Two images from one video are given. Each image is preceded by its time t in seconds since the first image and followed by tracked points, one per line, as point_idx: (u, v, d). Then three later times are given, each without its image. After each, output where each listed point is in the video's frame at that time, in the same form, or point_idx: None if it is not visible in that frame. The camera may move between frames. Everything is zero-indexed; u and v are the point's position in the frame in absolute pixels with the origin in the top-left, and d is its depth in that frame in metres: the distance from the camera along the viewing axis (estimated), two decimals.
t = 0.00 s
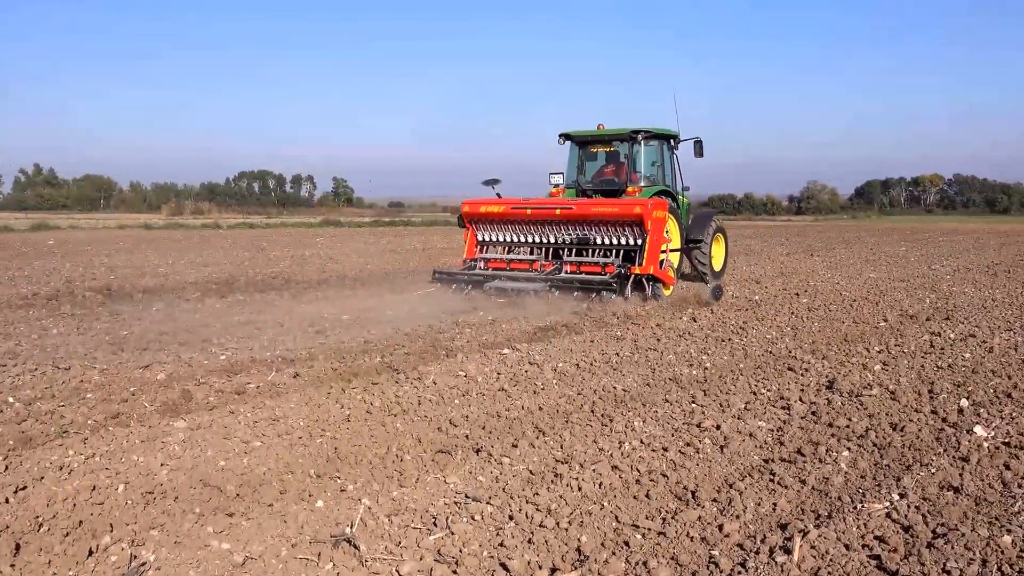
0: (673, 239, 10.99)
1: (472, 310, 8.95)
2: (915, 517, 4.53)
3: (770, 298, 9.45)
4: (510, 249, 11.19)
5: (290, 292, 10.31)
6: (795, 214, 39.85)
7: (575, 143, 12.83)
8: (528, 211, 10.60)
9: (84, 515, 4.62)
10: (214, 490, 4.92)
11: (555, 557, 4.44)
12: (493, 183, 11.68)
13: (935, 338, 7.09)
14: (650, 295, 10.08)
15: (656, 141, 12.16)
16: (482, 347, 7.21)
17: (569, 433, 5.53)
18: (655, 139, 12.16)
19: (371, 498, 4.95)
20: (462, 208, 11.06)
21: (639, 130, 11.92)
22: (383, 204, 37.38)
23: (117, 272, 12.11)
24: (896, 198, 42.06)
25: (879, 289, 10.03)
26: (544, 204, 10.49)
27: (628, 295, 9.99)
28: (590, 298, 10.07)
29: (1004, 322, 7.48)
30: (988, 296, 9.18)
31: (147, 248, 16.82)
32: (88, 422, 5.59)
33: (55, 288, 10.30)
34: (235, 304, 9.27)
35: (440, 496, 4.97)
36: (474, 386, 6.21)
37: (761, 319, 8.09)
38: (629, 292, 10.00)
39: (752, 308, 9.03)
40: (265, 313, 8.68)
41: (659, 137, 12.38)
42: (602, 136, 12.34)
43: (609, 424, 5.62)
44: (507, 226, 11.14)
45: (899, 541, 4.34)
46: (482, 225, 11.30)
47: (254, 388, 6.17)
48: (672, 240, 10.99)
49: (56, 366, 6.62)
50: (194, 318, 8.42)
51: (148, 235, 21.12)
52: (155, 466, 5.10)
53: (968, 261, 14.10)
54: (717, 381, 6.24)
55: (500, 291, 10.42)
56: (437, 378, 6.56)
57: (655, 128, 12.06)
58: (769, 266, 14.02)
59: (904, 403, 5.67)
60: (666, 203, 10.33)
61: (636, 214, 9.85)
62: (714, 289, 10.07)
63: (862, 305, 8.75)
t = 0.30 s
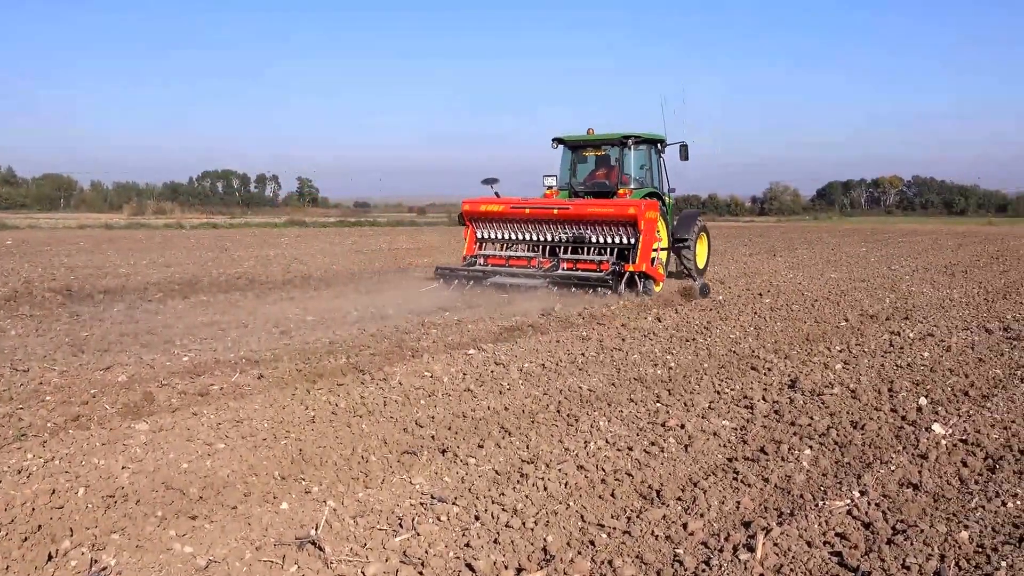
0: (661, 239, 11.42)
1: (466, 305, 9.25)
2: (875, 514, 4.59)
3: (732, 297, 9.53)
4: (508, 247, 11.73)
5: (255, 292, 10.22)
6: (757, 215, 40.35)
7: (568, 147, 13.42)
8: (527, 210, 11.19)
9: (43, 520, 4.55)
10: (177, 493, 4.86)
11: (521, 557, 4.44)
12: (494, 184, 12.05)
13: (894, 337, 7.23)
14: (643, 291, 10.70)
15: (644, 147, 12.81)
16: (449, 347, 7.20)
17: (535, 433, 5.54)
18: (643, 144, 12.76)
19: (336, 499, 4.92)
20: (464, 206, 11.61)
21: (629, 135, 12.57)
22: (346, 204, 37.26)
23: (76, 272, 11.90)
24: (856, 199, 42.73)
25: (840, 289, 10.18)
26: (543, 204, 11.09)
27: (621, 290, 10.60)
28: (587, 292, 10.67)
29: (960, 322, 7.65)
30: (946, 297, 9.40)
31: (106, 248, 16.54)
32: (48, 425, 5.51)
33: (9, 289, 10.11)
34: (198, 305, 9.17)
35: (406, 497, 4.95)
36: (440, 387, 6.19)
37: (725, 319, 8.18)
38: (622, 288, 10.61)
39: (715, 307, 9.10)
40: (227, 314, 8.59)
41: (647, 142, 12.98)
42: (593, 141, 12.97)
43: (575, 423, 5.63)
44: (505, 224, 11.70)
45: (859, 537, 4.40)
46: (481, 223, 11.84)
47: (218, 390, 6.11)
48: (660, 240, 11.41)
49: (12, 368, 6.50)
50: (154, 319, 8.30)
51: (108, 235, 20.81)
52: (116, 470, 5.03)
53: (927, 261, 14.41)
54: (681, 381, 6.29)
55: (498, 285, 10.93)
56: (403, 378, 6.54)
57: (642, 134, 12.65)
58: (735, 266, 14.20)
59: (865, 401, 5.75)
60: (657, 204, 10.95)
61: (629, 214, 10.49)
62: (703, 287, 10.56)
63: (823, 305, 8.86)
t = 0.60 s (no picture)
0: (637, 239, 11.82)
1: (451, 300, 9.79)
2: (829, 511, 4.65)
3: (690, 298, 9.61)
4: (492, 246, 12.18)
5: (213, 293, 10.12)
6: (714, 216, 40.94)
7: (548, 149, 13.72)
8: (511, 210, 11.67)
9: None
10: (131, 496, 4.80)
11: (479, 557, 4.44)
12: (475, 184, 12.78)
13: (848, 336, 7.35)
14: (623, 287, 11.22)
15: (621, 148, 13.19)
16: (407, 348, 7.19)
17: (493, 433, 5.53)
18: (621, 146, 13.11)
19: (293, 501, 4.89)
20: (450, 207, 12.05)
21: (606, 138, 12.92)
22: (302, 204, 37.05)
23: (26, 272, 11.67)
24: (810, 201, 43.88)
25: (794, 289, 10.29)
26: (527, 205, 11.57)
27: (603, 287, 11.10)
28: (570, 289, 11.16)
29: (911, 322, 7.82)
30: (898, 296, 9.60)
31: (57, 249, 16.22)
32: None
33: None
34: (152, 306, 9.06)
35: (364, 499, 4.93)
36: (398, 387, 6.17)
37: (682, 318, 8.27)
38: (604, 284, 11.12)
39: (673, 307, 9.17)
40: (183, 315, 8.50)
41: (624, 145, 13.32)
42: (571, 144, 13.31)
43: (533, 424, 5.64)
44: (490, 224, 12.15)
45: (814, 534, 4.45)
46: (466, 223, 12.28)
47: (172, 392, 6.05)
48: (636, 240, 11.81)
49: None
50: (106, 321, 8.19)
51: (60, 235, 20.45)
52: (69, 473, 4.96)
53: (883, 261, 14.72)
54: (639, 381, 6.32)
55: (484, 282, 11.37)
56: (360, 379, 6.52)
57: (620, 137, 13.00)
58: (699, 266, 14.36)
59: (819, 400, 5.82)
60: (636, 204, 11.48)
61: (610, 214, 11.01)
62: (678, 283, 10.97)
63: (778, 305, 8.98)
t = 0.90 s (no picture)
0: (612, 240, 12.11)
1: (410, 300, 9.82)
2: (782, 512, 4.66)
3: (645, 300, 9.64)
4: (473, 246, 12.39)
5: (163, 296, 9.97)
6: (668, 218, 41.29)
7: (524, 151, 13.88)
8: (492, 211, 11.88)
9: None
10: (77, 503, 4.69)
11: (433, 561, 4.38)
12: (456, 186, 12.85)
13: (800, 337, 7.43)
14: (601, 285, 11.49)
15: (596, 152, 13.45)
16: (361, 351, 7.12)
17: (447, 436, 5.49)
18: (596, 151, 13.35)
19: (244, 507, 4.81)
20: (432, 208, 12.24)
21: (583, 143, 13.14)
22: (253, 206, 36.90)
23: None
24: (763, 203, 44.25)
25: (747, 291, 10.36)
26: (507, 206, 11.79)
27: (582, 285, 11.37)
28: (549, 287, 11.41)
29: (861, 324, 7.95)
30: (851, 297, 9.75)
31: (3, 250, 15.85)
32: None
33: None
34: (99, 309, 8.89)
35: (316, 504, 4.86)
36: (351, 390, 6.11)
37: (637, 320, 8.31)
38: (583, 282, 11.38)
39: (629, 309, 9.19)
40: (131, 319, 8.37)
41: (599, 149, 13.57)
42: (547, 147, 13.45)
43: (488, 427, 5.60)
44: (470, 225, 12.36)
45: (767, 535, 4.46)
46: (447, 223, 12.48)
47: (120, 396, 5.95)
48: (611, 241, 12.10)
49: None
50: (52, 324, 8.04)
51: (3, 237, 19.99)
52: (12, 480, 4.84)
53: (838, 263, 14.99)
54: (593, 383, 6.31)
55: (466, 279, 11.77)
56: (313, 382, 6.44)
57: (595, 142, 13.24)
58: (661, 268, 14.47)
59: (772, 401, 5.86)
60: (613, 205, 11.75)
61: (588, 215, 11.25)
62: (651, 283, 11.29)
63: (732, 307, 9.05)
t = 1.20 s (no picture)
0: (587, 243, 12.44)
1: (357, 304, 9.72)
2: (739, 517, 4.64)
3: (602, 304, 9.62)
4: (454, 247, 12.83)
5: (109, 300, 9.71)
6: (626, 222, 41.46)
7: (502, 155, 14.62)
8: (472, 214, 12.34)
9: None
10: (16, 515, 4.50)
11: (387, 572, 4.27)
12: (436, 190, 12.93)
13: (758, 341, 7.46)
14: (578, 283, 12.03)
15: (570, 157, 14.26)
16: (315, 356, 7.00)
17: (403, 442, 5.39)
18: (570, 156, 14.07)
19: (193, 517, 4.65)
20: (414, 210, 12.67)
21: (560, 148, 13.92)
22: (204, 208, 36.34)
23: None
24: (722, 206, 44.67)
25: (703, 295, 10.38)
26: (488, 208, 12.26)
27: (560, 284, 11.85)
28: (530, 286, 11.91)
29: (818, 328, 8.03)
30: (807, 301, 9.84)
31: None
32: None
33: None
34: (42, 315, 8.63)
35: (267, 514, 4.73)
36: (304, 397, 5.99)
37: (595, 324, 8.29)
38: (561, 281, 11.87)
39: (587, 312, 9.16)
40: (76, 324, 8.14)
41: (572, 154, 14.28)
42: (524, 151, 14.18)
43: (444, 433, 5.52)
44: (451, 227, 12.80)
45: (724, 540, 4.43)
46: (429, 226, 12.91)
47: (63, 404, 5.77)
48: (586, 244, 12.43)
49: None
50: None
51: None
52: None
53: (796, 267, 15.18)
54: (551, 388, 6.26)
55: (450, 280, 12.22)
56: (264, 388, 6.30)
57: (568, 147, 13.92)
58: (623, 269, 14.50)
59: (730, 405, 5.86)
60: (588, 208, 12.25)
61: (565, 217, 11.74)
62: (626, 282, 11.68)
63: (690, 311, 9.07)
